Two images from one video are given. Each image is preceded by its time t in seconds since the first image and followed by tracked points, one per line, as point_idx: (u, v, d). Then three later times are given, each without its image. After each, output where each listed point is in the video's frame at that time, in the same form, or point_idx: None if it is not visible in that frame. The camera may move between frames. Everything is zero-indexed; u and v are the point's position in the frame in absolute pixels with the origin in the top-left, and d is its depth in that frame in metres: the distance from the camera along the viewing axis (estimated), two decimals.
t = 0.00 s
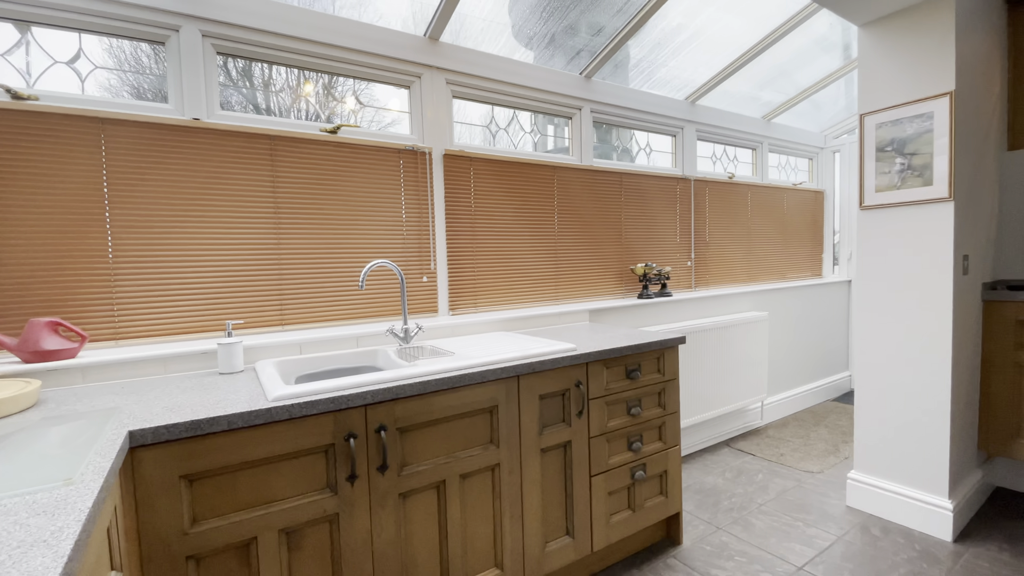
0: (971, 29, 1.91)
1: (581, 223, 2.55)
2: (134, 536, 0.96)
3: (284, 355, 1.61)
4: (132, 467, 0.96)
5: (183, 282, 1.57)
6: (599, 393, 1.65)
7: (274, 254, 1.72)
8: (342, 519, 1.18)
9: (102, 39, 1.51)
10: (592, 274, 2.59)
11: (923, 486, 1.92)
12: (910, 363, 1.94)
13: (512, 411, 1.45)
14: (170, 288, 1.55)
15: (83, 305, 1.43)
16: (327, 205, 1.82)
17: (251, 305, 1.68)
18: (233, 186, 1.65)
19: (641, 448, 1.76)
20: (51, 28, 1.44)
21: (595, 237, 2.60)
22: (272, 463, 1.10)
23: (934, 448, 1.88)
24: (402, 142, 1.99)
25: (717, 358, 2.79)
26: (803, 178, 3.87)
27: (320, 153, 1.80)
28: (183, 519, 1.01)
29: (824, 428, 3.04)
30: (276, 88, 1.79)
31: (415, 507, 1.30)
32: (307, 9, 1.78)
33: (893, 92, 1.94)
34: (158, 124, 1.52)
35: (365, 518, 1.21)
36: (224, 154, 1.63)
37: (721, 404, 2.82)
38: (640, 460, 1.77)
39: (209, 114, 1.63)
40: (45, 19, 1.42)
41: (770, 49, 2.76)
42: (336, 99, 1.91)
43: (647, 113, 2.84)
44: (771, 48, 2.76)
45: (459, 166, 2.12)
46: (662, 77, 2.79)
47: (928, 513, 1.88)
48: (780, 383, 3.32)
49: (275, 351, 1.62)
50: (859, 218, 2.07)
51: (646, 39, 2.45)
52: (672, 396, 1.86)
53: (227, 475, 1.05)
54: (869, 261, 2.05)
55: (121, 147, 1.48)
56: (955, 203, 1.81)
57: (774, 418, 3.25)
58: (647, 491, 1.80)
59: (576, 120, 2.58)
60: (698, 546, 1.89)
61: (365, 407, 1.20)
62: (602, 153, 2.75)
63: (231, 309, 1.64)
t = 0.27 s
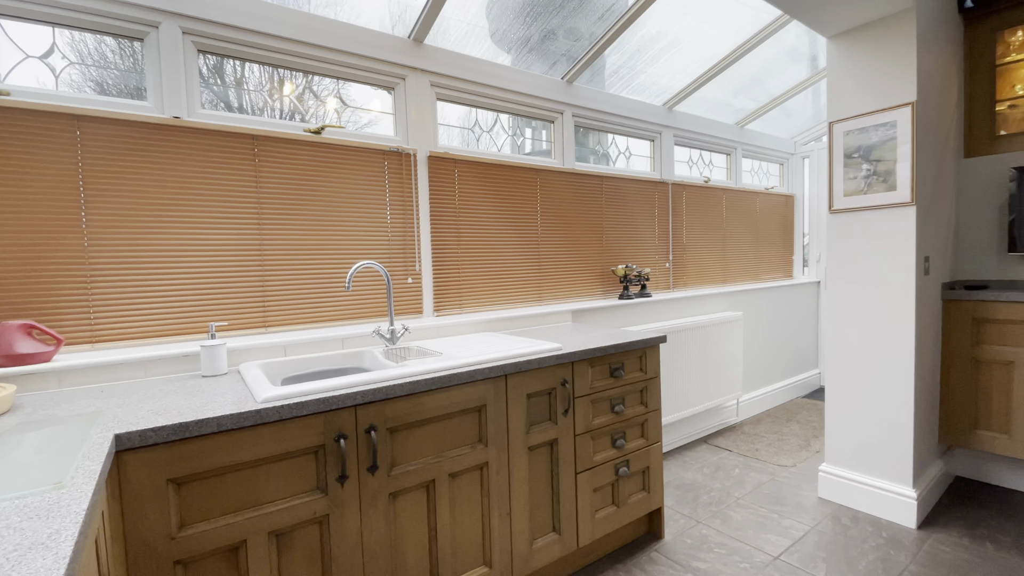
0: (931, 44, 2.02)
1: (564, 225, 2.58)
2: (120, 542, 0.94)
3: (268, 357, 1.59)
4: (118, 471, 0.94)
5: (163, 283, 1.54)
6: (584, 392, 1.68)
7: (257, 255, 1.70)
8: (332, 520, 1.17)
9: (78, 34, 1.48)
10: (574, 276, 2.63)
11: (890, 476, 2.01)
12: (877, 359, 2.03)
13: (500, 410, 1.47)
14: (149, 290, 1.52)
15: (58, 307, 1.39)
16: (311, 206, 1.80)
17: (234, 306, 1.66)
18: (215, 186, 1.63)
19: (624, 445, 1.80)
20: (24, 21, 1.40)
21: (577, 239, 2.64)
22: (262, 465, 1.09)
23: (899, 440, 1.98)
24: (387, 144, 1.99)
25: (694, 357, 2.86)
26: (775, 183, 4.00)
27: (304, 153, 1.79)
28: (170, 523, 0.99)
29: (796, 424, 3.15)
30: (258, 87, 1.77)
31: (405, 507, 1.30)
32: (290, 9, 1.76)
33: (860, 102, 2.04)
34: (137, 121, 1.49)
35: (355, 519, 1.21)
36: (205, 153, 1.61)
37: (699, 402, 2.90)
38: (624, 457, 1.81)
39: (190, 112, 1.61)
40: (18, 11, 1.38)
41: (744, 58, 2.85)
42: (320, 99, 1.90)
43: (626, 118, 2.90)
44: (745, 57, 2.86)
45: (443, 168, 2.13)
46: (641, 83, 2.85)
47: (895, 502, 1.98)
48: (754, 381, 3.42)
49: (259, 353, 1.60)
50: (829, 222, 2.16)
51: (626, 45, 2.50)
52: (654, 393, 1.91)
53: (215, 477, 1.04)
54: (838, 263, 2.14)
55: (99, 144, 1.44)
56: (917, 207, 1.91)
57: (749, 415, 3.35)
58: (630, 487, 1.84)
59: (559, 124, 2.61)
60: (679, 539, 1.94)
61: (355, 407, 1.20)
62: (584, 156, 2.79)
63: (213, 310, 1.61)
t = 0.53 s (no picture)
0: (899, 57, 2.13)
1: (551, 227, 2.64)
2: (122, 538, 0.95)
3: (261, 357, 1.60)
4: (119, 467, 0.95)
5: (154, 283, 1.53)
6: (573, 389, 1.73)
7: (249, 255, 1.70)
8: (330, 515, 1.20)
9: (68, 33, 1.47)
10: (561, 276, 2.69)
11: (862, 468, 2.11)
12: (850, 356, 2.13)
13: (493, 406, 1.50)
14: (139, 290, 1.51)
15: (47, 307, 1.38)
16: (303, 206, 1.82)
17: (226, 306, 1.66)
18: (207, 186, 1.63)
19: (612, 441, 1.85)
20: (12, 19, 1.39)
21: (564, 241, 2.70)
22: (262, 462, 1.11)
23: (871, 432, 2.08)
24: (378, 145, 2.01)
25: (677, 355, 2.94)
26: (753, 187, 4.13)
27: (296, 154, 1.80)
28: (171, 519, 1.00)
29: (774, 420, 3.26)
30: (250, 88, 1.78)
31: (401, 502, 1.33)
32: (282, 11, 1.77)
33: (834, 111, 2.14)
34: (128, 121, 1.49)
35: (352, 514, 1.23)
36: (197, 153, 1.61)
37: (682, 400, 2.98)
38: (611, 452, 1.86)
39: (181, 112, 1.61)
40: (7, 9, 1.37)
41: (724, 66, 2.95)
42: (311, 101, 1.91)
43: (611, 123, 2.96)
44: (725, 65, 2.96)
45: (433, 170, 2.16)
46: (626, 89, 2.92)
47: (867, 492, 2.07)
48: (734, 379, 3.52)
49: (252, 353, 1.61)
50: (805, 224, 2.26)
51: (612, 52, 2.57)
52: (640, 390, 1.97)
53: (216, 474, 1.05)
54: (814, 264, 2.23)
55: (89, 144, 1.43)
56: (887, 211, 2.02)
57: (729, 412, 3.44)
58: (618, 481, 1.89)
59: (546, 128, 2.67)
60: (664, 532, 2.00)
61: (353, 404, 1.23)
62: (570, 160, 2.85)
63: (204, 310, 1.62)
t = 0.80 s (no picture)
0: (875, 70, 2.25)
1: (544, 229, 2.70)
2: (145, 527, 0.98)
3: (266, 355, 1.64)
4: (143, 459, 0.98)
5: (160, 283, 1.56)
6: (570, 384, 1.79)
7: (252, 255, 1.73)
8: (341, 506, 1.24)
9: (75, 35, 1.49)
10: (554, 277, 2.76)
11: (842, 460, 2.21)
12: (830, 353, 2.24)
13: (494, 401, 1.56)
14: (146, 289, 1.53)
15: (56, 306, 1.40)
16: (305, 207, 1.85)
17: (230, 305, 1.69)
18: (212, 187, 1.65)
19: (606, 435, 1.92)
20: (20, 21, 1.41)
21: (557, 243, 2.77)
22: (277, 454, 1.15)
23: (850, 426, 2.18)
24: (378, 148, 2.05)
25: (665, 354, 3.03)
26: (737, 192, 4.26)
27: (299, 157, 1.84)
28: (192, 509, 1.04)
29: (758, 416, 3.37)
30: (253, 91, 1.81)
31: (407, 493, 1.38)
32: (285, 16, 1.81)
33: (814, 120, 2.24)
34: (135, 123, 1.52)
35: (362, 505, 1.27)
36: (203, 155, 1.64)
37: (670, 397, 3.07)
38: (605, 445, 1.93)
39: (186, 115, 1.63)
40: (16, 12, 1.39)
41: (710, 74, 3.05)
42: (313, 104, 1.95)
43: (602, 128, 3.05)
44: (711, 74, 3.06)
45: (431, 173, 2.21)
46: (616, 95, 3.00)
47: (846, 482, 2.18)
48: (719, 378, 3.63)
49: (257, 351, 1.64)
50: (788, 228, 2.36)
51: (603, 60, 2.65)
52: (632, 386, 2.04)
53: (233, 466, 1.09)
54: (796, 266, 2.34)
55: (97, 145, 1.46)
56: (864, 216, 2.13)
57: (715, 409, 3.55)
58: (611, 474, 1.96)
59: (539, 132, 2.74)
60: (655, 523, 2.08)
61: (363, 399, 1.27)
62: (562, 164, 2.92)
63: (209, 309, 1.64)
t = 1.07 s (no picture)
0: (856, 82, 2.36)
1: (539, 232, 2.77)
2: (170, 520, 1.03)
3: (273, 355, 1.68)
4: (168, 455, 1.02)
5: (169, 285, 1.59)
6: (567, 383, 1.86)
7: (258, 258, 1.77)
8: (353, 499, 1.29)
9: (86, 42, 1.52)
10: (548, 279, 2.83)
11: (825, 454, 2.32)
12: (813, 353, 2.34)
13: (496, 399, 1.62)
14: (155, 291, 1.57)
15: (68, 308, 1.43)
16: (309, 211, 1.89)
17: (237, 307, 1.73)
18: (219, 191, 1.69)
19: (601, 431, 1.99)
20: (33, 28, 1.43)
21: (551, 246, 2.84)
22: (293, 450, 1.20)
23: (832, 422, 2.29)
24: (379, 154, 2.10)
25: (655, 354, 3.11)
26: (724, 196, 4.37)
27: (303, 161, 1.88)
28: (213, 502, 1.08)
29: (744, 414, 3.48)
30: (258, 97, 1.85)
31: (415, 488, 1.43)
32: (290, 24, 1.85)
33: (799, 130, 2.35)
34: (146, 129, 1.55)
35: (372, 498, 1.33)
36: (211, 159, 1.67)
37: (660, 396, 3.15)
38: (600, 442, 2.00)
39: (195, 120, 1.67)
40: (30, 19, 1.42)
41: (698, 83, 3.15)
42: (316, 110, 1.99)
43: (594, 134, 3.13)
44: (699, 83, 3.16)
45: (431, 178, 2.27)
46: (608, 102, 3.09)
47: (829, 476, 2.28)
48: (707, 377, 3.73)
49: (264, 352, 1.68)
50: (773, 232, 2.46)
51: (597, 69, 2.73)
52: (626, 385, 2.12)
53: (252, 461, 1.14)
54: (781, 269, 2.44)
55: (109, 150, 1.49)
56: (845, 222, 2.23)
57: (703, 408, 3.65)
58: (606, 470, 2.04)
59: (534, 138, 2.81)
60: (648, 516, 2.16)
61: (373, 397, 1.33)
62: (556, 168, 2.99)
63: (216, 311, 1.68)
